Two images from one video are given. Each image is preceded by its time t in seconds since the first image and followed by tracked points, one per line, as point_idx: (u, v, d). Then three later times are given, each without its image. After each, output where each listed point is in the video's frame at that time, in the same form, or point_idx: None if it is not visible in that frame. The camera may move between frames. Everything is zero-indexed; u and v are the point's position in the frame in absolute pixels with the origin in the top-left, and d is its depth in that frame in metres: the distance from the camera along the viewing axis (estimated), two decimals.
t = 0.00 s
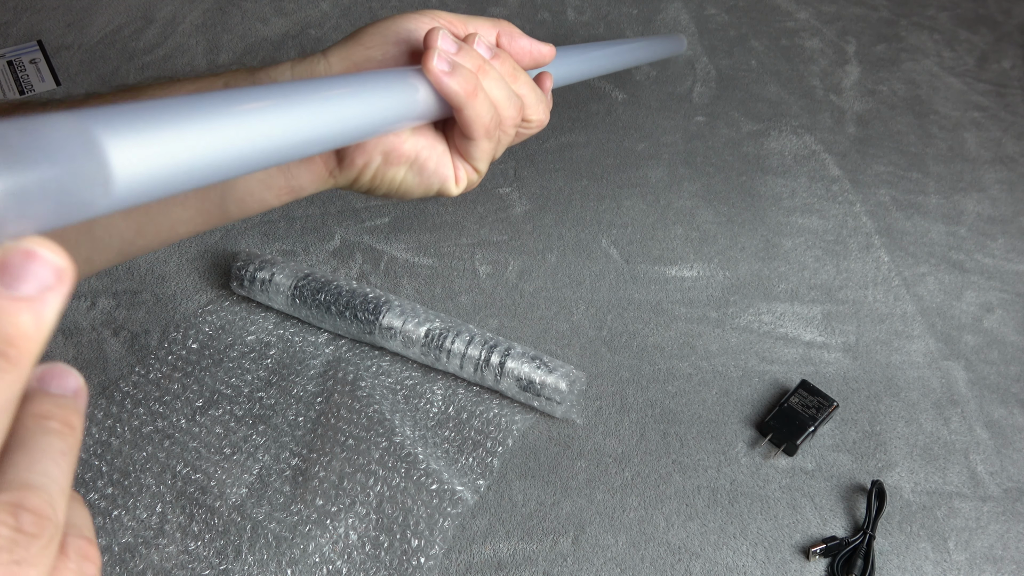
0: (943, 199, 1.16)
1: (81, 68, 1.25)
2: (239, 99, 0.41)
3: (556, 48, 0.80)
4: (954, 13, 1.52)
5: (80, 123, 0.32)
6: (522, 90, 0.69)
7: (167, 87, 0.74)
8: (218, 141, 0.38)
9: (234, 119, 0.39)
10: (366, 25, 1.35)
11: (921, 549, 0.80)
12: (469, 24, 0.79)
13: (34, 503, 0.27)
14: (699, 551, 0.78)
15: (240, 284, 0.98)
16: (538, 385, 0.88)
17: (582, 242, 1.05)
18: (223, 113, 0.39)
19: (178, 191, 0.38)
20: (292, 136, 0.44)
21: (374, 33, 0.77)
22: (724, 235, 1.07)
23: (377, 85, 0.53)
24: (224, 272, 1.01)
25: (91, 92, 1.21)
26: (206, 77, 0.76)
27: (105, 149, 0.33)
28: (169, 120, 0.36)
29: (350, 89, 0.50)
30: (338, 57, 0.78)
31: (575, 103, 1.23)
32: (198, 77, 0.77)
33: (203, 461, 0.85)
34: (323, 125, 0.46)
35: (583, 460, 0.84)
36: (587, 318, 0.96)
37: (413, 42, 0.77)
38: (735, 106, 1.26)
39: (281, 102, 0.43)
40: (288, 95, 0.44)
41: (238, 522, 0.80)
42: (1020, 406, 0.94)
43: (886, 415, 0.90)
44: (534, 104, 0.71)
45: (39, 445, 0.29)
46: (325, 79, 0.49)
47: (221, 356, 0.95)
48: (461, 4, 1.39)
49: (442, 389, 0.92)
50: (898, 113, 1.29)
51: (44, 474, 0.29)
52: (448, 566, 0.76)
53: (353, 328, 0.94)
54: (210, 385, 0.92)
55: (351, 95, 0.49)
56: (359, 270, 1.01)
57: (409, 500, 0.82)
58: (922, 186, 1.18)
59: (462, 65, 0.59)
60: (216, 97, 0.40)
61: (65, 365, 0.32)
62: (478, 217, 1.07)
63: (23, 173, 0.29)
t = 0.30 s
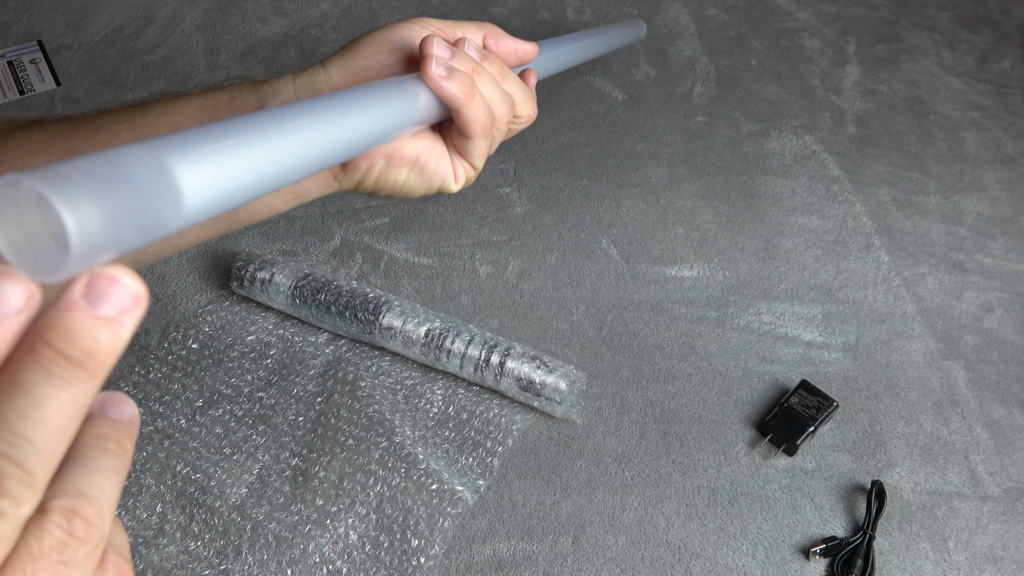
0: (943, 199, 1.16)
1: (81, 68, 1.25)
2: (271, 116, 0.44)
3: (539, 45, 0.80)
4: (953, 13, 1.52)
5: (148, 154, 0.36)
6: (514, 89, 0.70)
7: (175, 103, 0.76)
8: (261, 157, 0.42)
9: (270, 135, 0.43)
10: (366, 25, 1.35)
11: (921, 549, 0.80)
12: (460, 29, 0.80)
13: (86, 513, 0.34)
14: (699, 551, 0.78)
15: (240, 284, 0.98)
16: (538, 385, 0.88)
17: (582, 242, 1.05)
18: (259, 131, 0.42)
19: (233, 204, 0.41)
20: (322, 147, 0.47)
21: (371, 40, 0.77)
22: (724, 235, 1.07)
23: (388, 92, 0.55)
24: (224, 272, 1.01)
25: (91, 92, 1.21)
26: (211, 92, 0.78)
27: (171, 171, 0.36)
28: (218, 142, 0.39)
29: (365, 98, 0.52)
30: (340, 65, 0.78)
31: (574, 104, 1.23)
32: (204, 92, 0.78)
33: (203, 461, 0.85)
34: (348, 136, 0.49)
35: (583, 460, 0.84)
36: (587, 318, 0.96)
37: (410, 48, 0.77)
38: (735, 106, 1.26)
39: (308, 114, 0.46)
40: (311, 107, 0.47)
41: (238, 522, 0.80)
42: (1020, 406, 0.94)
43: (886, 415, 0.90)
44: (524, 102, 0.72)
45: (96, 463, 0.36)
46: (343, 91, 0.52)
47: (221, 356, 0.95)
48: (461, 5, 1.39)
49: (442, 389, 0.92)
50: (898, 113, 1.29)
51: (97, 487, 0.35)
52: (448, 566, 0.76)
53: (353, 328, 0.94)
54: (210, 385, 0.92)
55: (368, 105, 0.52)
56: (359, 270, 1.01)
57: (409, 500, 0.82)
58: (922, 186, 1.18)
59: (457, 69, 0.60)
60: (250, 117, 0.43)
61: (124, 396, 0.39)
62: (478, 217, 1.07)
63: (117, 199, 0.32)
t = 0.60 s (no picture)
0: (943, 199, 1.16)
1: (81, 68, 1.25)
2: (300, 176, 0.41)
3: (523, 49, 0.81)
4: (953, 14, 1.52)
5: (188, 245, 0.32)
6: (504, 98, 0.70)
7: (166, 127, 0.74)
8: (296, 220, 0.38)
9: (300, 194, 0.39)
10: (367, 24, 1.35)
11: (921, 549, 0.80)
12: (443, 39, 0.79)
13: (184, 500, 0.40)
14: (699, 551, 0.78)
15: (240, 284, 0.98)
16: (538, 385, 0.88)
17: (582, 242, 1.05)
18: (290, 193, 0.39)
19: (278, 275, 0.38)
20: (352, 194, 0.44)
21: (359, 60, 0.76)
22: (724, 235, 1.07)
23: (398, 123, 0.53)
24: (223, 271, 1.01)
25: (91, 92, 1.21)
26: (201, 116, 0.76)
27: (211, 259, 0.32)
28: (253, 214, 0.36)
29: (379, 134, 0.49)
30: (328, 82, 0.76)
31: (574, 104, 1.23)
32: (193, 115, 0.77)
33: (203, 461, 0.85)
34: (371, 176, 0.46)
35: (583, 460, 0.84)
36: (586, 318, 0.96)
37: (398, 64, 0.77)
38: (735, 106, 1.26)
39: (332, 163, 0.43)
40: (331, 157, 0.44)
41: (238, 522, 0.80)
42: (1020, 406, 0.93)
43: (886, 415, 0.90)
44: (514, 108, 0.72)
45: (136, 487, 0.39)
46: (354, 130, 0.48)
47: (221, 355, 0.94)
48: (461, 5, 1.39)
49: (442, 389, 0.92)
50: (898, 113, 1.29)
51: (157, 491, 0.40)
52: (448, 566, 0.76)
53: (353, 328, 0.94)
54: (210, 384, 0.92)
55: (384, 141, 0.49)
56: (359, 270, 1.01)
57: (409, 500, 0.82)
58: (922, 186, 1.18)
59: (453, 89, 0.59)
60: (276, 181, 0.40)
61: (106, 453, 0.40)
62: (478, 217, 1.07)
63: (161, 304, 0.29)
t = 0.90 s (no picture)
0: (943, 199, 1.16)
1: (81, 68, 1.25)
2: (252, 222, 0.38)
3: (500, 49, 0.76)
4: (953, 14, 1.52)
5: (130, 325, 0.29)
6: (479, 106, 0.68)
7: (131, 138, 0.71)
8: (251, 276, 0.35)
9: (261, 241, 0.37)
10: (367, 24, 1.35)
11: (921, 549, 0.80)
12: (416, 46, 0.75)
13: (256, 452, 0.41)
14: (699, 551, 0.78)
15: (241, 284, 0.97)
16: (538, 385, 0.88)
17: (582, 242, 1.05)
18: (251, 240, 0.37)
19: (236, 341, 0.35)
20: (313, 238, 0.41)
21: (327, 73, 0.72)
22: (724, 235, 1.07)
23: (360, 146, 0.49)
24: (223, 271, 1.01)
25: (91, 92, 1.21)
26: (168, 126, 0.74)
27: (164, 339, 0.30)
28: (200, 275, 0.33)
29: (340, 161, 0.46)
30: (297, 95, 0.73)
31: (574, 104, 1.23)
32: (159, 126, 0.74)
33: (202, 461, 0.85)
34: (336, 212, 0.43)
35: (582, 460, 0.84)
36: (586, 319, 0.96)
37: (368, 76, 0.73)
38: (735, 106, 1.26)
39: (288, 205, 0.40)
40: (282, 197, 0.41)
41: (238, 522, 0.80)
42: (1019, 406, 0.93)
43: (886, 415, 0.90)
44: (489, 115, 0.71)
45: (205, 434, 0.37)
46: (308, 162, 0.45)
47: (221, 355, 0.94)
48: (461, 5, 1.40)
49: (442, 389, 0.92)
50: (898, 113, 1.29)
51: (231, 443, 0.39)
52: (448, 566, 0.76)
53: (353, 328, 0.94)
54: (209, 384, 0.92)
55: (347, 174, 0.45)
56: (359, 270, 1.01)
57: (409, 500, 0.82)
58: (922, 186, 1.18)
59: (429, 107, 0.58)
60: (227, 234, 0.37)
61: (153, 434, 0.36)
62: (478, 217, 1.07)
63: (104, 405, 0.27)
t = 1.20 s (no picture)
0: (943, 199, 1.16)
1: (81, 68, 1.25)
2: (203, 218, 0.41)
3: (478, 51, 0.76)
4: (953, 14, 1.52)
5: (59, 326, 0.32)
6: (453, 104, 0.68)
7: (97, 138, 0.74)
8: (202, 267, 0.39)
9: (211, 237, 0.40)
10: (367, 24, 1.35)
11: (921, 549, 0.80)
12: (390, 42, 0.74)
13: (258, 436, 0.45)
14: (699, 551, 0.78)
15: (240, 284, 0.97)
16: (539, 385, 0.88)
17: (582, 242, 1.05)
18: (200, 236, 0.40)
19: (175, 334, 0.38)
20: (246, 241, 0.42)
21: (295, 69, 0.73)
22: (724, 235, 1.07)
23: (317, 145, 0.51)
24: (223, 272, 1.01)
25: (91, 92, 1.21)
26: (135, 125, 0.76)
27: (99, 333, 0.33)
28: (138, 273, 0.36)
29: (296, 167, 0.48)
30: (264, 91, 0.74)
31: (574, 104, 1.23)
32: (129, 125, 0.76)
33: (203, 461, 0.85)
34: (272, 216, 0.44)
35: (582, 460, 0.84)
36: (586, 319, 0.96)
37: (339, 73, 0.72)
38: (735, 106, 1.26)
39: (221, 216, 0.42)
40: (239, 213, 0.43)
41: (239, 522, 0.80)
42: (1019, 406, 0.93)
43: (886, 415, 0.90)
44: (465, 114, 0.70)
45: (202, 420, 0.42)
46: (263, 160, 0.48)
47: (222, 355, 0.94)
48: (461, 5, 1.40)
49: (442, 389, 0.92)
50: (898, 113, 1.29)
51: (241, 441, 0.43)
52: (448, 566, 0.76)
53: (353, 328, 0.94)
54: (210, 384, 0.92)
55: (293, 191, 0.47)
56: (359, 270, 1.01)
57: (409, 500, 0.82)
58: (922, 186, 1.18)
59: (395, 101, 0.58)
60: (174, 231, 0.39)
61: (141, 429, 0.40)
62: (478, 217, 1.07)
63: (28, 402, 0.31)
